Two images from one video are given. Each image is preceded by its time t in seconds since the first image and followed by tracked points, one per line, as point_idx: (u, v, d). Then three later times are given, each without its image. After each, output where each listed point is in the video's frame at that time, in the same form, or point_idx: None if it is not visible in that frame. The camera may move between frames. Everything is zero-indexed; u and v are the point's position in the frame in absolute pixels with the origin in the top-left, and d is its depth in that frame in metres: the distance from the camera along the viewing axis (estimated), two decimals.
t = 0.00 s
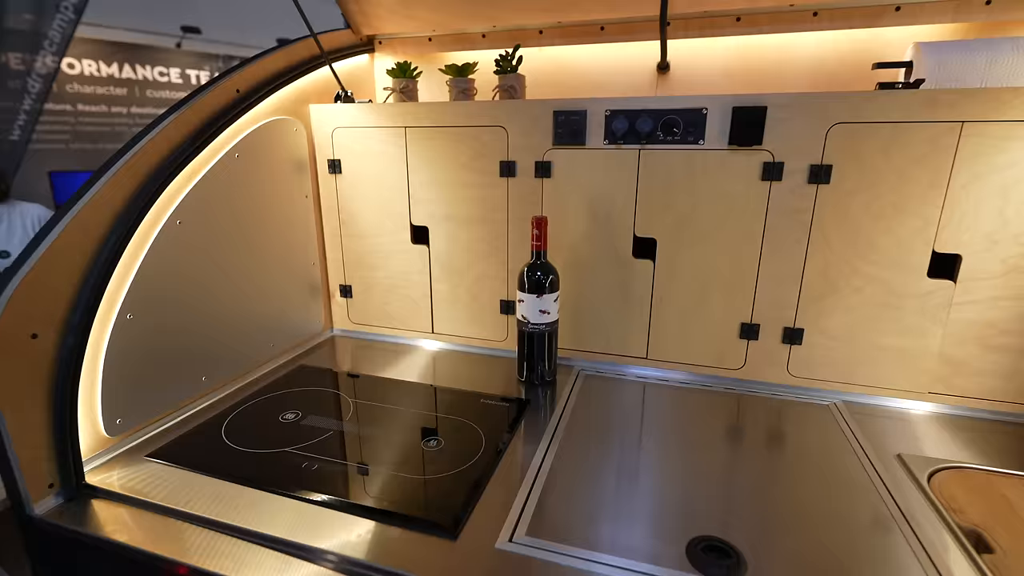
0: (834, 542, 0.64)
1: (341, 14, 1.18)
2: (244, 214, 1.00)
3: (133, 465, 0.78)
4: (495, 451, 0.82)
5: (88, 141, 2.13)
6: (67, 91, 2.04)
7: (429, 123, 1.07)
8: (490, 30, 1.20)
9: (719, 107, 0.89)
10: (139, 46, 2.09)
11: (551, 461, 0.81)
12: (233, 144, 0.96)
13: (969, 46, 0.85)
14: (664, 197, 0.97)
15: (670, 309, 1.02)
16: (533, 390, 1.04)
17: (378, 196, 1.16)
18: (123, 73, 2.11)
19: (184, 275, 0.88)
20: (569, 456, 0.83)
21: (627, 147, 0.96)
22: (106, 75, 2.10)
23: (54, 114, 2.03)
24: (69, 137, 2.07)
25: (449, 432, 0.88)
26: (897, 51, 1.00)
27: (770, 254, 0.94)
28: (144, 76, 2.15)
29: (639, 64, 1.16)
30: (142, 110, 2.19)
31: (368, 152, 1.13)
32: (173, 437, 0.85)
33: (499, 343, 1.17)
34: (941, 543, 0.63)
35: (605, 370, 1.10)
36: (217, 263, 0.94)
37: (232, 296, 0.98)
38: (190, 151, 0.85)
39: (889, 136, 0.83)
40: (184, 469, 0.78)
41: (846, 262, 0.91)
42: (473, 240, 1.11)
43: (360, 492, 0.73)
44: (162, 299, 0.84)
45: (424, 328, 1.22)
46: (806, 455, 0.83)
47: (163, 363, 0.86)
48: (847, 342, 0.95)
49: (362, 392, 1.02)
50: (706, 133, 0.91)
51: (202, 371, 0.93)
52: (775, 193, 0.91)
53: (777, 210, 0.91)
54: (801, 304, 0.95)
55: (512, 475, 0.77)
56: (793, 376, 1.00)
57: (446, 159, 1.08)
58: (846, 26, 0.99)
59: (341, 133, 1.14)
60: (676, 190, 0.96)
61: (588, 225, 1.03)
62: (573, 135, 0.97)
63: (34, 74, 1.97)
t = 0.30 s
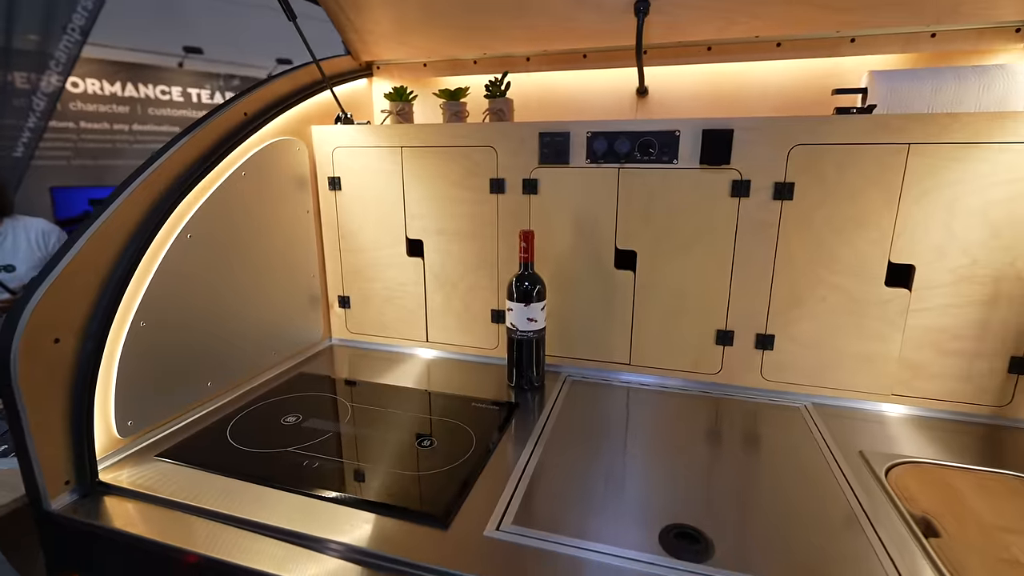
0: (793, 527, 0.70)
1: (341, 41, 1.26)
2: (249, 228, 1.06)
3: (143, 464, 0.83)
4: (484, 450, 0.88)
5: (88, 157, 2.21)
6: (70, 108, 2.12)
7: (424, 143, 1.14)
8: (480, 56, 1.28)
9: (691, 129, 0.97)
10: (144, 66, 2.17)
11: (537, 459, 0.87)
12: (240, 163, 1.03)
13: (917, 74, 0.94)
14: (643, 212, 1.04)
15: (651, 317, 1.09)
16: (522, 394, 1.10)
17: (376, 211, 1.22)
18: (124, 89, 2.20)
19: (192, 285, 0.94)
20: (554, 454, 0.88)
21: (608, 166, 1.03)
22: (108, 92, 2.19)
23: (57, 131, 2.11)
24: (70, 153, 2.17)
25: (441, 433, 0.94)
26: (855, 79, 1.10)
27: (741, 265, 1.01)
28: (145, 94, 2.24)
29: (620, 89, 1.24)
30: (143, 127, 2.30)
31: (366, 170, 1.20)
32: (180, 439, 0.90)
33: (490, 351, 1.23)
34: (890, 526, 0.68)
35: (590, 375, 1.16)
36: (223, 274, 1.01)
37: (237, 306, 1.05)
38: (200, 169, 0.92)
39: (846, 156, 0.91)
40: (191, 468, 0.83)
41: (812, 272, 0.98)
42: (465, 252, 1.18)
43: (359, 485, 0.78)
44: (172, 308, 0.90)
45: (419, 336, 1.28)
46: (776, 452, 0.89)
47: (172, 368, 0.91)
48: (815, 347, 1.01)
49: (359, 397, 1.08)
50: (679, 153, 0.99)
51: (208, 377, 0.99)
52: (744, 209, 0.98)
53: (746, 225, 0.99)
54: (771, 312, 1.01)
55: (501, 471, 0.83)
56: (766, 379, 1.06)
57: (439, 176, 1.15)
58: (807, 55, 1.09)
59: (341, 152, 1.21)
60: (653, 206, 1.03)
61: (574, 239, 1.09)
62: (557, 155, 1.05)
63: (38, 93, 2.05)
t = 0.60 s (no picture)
0: (766, 512, 0.75)
1: (341, 60, 1.33)
2: (254, 239, 1.12)
3: (155, 460, 0.88)
4: (477, 445, 0.93)
5: (91, 172, 2.14)
6: (74, 124, 2.05)
7: (421, 157, 1.20)
8: (474, 74, 1.35)
9: (670, 142, 1.04)
10: (147, 82, 2.18)
11: (528, 453, 0.92)
12: (247, 176, 1.09)
13: (881, 90, 0.99)
14: (627, 221, 1.10)
15: (637, 320, 1.15)
16: (514, 395, 1.15)
17: (375, 221, 1.28)
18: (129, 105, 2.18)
19: (201, 292, 0.99)
20: (544, 448, 0.93)
21: (594, 177, 1.10)
22: (111, 109, 2.16)
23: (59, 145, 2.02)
24: (72, 169, 2.07)
25: (437, 430, 0.99)
26: (826, 94, 1.17)
27: (720, 270, 1.07)
28: (148, 110, 2.24)
29: (606, 104, 1.31)
30: (145, 142, 2.29)
31: (365, 183, 1.26)
32: (189, 437, 0.94)
33: (484, 354, 1.28)
34: (855, 509, 0.74)
35: (580, 377, 1.21)
36: (230, 282, 1.06)
37: (242, 312, 1.10)
38: (210, 183, 0.98)
39: (814, 167, 0.98)
40: (201, 463, 0.87)
41: (786, 276, 1.04)
42: (461, 260, 1.24)
43: (360, 477, 0.83)
44: (182, 314, 0.95)
45: (416, 341, 1.33)
46: (753, 445, 0.94)
47: (181, 371, 0.96)
48: (792, 347, 1.07)
49: (359, 398, 1.13)
50: (660, 164, 1.05)
51: (214, 381, 1.04)
52: (721, 216, 1.04)
53: (724, 231, 1.05)
54: (749, 313, 1.07)
55: (493, 464, 0.88)
56: (746, 379, 1.11)
57: (435, 188, 1.21)
58: (780, 72, 1.16)
59: (342, 165, 1.27)
60: (636, 215, 1.09)
61: (563, 246, 1.15)
62: (546, 167, 1.11)
63: (42, 109, 1.90)
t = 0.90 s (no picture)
0: (746, 499, 0.79)
1: (341, 75, 1.38)
2: (259, 246, 1.17)
3: (165, 457, 0.92)
4: (474, 440, 0.97)
5: (90, 182, 2.14)
6: (73, 135, 2.06)
7: (418, 167, 1.25)
8: (469, 87, 1.41)
9: (656, 151, 1.09)
10: (147, 94, 2.19)
11: (522, 447, 0.96)
12: (252, 187, 1.13)
13: (858, 99, 1.02)
14: (616, 227, 1.15)
15: (626, 321, 1.19)
16: (510, 393, 1.19)
17: (374, 228, 1.33)
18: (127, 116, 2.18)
19: (209, 297, 1.04)
20: (537, 443, 0.98)
21: (584, 185, 1.15)
22: (111, 120, 2.16)
23: (58, 156, 2.03)
24: (71, 179, 2.08)
25: (436, 427, 1.03)
26: (805, 104, 1.23)
27: (705, 272, 1.12)
28: (145, 120, 2.24)
29: (596, 115, 1.37)
30: (143, 152, 2.27)
31: (365, 191, 1.31)
32: (198, 436, 0.98)
33: (480, 356, 1.33)
34: (829, 495, 0.78)
35: (572, 376, 1.26)
36: (236, 288, 1.11)
37: (247, 316, 1.14)
38: (217, 194, 1.03)
39: (792, 174, 1.03)
40: (210, 459, 0.91)
41: (767, 278, 1.09)
42: (457, 264, 1.28)
43: (363, 471, 0.88)
44: (191, 317, 1.00)
45: (414, 344, 1.38)
46: (737, 438, 0.99)
47: (189, 372, 1.01)
48: (774, 345, 1.12)
49: (360, 398, 1.17)
50: (647, 172, 1.10)
51: (221, 382, 1.08)
52: (705, 222, 1.10)
53: (708, 235, 1.10)
54: (733, 313, 1.12)
55: (489, 458, 0.92)
56: (731, 376, 1.16)
57: (432, 196, 1.26)
58: (760, 84, 1.22)
59: (342, 175, 1.32)
60: (625, 221, 1.14)
61: (555, 251, 1.21)
62: (538, 176, 1.16)
63: (44, 121, 1.97)
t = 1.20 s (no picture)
0: (729, 490, 0.84)
1: (339, 88, 1.43)
2: (260, 254, 1.20)
3: (172, 457, 0.95)
4: (470, 439, 1.02)
5: (85, 193, 2.23)
6: (68, 146, 2.12)
7: (414, 176, 1.30)
8: (463, 100, 1.46)
9: (642, 161, 1.15)
10: (144, 105, 2.26)
11: (516, 445, 1.01)
12: (254, 197, 1.17)
13: (833, 112, 1.08)
14: (604, 234, 1.20)
15: (616, 324, 1.24)
16: (504, 394, 1.24)
17: (372, 236, 1.37)
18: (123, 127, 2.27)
19: (213, 302, 1.08)
20: (531, 441, 1.02)
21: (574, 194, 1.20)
22: (105, 131, 2.24)
23: (54, 167, 2.12)
24: (66, 190, 2.17)
25: (433, 427, 1.07)
26: (784, 117, 1.29)
27: (690, 276, 1.17)
28: (140, 131, 2.32)
29: (586, 127, 1.43)
30: (138, 162, 2.37)
31: (362, 200, 1.35)
32: (203, 437, 1.02)
33: (475, 359, 1.37)
34: (806, 484, 0.83)
35: (565, 377, 1.30)
36: (239, 294, 1.14)
37: (249, 321, 1.18)
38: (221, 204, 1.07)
39: (770, 183, 1.09)
40: (216, 458, 0.95)
41: (749, 281, 1.14)
42: (453, 270, 1.33)
43: (364, 468, 0.91)
44: (196, 322, 1.03)
45: (411, 348, 1.42)
46: (721, 434, 1.03)
47: (194, 376, 1.04)
48: (756, 345, 1.17)
49: (359, 400, 1.21)
50: (633, 181, 1.16)
51: (224, 385, 1.11)
52: (689, 228, 1.15)
53: (693, 241, 1.16)
54: (717, 316, 1.18)
55: (484, 455, 0.96)
56: (717, 376, 1.21)
57: (428, 205, 1.31)
58: (741, 97, 1.28)
59: (341, 185, 1.36)
60: (613, 229, 1.20)
61: (547, 257, 1.26)
62: (530, 185, 1.22)
63: (37, 133, 1.41)
